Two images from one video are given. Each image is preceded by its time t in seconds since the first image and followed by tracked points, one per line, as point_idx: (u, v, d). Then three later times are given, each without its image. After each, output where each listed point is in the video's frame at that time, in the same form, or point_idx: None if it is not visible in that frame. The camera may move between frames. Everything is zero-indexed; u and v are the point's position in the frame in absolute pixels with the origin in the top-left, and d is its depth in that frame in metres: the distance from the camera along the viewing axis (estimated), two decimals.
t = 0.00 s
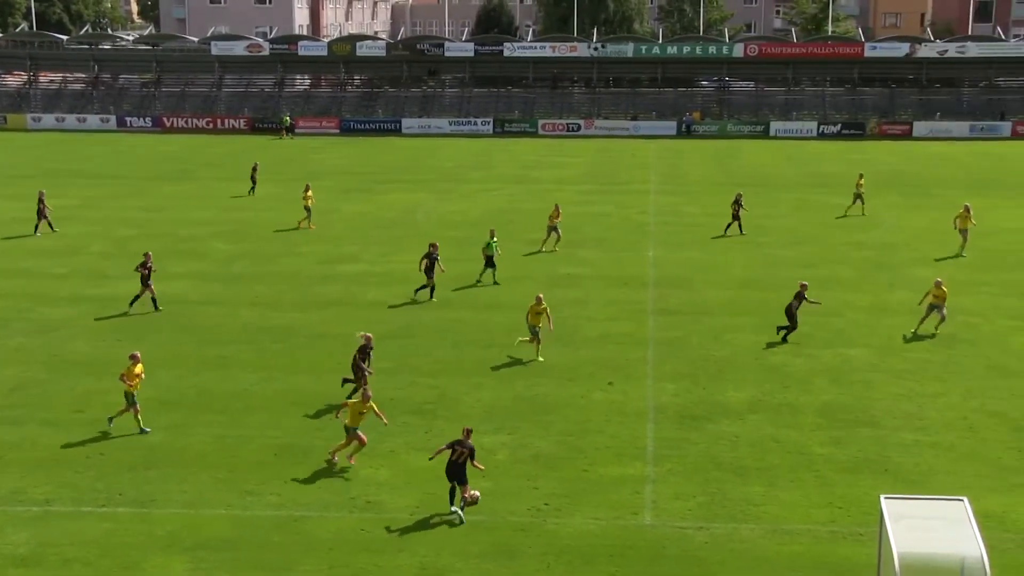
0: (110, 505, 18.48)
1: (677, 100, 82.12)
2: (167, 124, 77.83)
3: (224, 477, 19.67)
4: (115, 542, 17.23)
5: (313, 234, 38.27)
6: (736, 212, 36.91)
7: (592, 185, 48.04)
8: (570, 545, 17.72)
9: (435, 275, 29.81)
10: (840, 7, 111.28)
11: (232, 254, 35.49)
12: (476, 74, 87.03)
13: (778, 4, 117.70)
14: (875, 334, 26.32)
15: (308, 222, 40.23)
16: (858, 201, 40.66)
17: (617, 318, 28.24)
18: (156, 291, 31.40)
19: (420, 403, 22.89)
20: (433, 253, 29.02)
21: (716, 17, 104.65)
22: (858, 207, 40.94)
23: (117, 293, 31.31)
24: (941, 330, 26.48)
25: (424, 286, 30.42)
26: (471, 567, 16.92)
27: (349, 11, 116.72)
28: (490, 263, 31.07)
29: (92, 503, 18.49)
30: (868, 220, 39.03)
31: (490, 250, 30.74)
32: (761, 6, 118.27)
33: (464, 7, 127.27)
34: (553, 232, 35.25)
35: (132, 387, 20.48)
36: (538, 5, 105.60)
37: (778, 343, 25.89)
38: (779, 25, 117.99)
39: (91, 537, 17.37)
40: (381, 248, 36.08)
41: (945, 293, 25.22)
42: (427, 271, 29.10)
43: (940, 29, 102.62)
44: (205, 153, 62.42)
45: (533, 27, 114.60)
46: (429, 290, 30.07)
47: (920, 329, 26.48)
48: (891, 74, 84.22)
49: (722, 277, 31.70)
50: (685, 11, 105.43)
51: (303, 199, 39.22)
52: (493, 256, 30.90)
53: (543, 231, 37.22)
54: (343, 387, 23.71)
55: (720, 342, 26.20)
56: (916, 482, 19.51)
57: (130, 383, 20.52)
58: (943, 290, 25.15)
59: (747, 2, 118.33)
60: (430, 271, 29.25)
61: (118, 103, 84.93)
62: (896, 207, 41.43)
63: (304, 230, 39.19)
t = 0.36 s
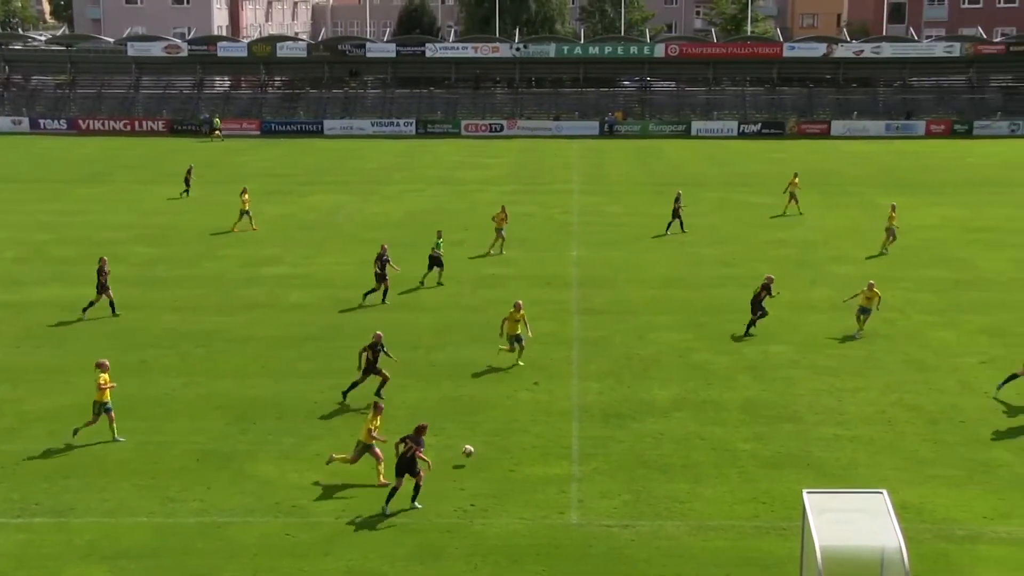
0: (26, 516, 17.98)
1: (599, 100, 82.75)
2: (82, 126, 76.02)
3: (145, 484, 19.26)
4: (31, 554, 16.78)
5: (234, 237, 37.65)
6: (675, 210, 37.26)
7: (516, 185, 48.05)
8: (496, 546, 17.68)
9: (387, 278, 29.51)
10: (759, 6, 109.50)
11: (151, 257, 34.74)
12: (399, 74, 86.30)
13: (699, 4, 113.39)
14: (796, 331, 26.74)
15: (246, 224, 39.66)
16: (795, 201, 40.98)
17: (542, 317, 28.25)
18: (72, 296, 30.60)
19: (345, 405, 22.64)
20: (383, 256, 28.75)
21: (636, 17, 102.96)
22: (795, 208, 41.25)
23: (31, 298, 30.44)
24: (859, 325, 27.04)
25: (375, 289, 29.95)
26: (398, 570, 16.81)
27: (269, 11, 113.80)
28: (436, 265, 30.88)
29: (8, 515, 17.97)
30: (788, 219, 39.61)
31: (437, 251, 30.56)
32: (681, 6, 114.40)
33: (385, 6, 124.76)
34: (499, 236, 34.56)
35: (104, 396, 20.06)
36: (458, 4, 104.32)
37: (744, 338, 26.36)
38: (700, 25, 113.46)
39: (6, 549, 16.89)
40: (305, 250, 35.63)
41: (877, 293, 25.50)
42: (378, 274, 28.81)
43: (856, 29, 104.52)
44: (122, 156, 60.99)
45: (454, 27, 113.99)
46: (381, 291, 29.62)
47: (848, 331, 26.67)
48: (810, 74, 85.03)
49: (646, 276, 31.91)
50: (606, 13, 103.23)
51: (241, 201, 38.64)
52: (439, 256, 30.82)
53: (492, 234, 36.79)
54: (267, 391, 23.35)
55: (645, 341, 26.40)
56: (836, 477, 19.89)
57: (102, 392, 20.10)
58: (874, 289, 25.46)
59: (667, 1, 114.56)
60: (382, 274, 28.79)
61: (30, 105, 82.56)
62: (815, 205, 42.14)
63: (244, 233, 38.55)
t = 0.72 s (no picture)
0: None
1: (513, 100, 82.58)
2: None
3: (56, 492, 19.03)
4: None
5: (149, 241, 37.11)
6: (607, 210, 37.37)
7: (432, 186, 47.97)
8: (413, 547, 17.70)
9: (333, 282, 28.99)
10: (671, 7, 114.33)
11: (62, 262, 34.09)
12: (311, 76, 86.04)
13: (611, 5, 115.11)
14: (712, 329, 26.99)
15: (174, 226, 39.19)
16: (722, 199, 41.33)
17: (461, 316, 28.24)
18: None
19: (260, 409, 22.51)
20: (331, 260, 28.14)
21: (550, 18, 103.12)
22: (722, 206, 41.70)
23: None
24: (772, 321, 27.43)
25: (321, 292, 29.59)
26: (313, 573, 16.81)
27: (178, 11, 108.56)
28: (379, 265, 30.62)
29: None
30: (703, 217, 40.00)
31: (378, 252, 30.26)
32: (594, 7, 115.85)
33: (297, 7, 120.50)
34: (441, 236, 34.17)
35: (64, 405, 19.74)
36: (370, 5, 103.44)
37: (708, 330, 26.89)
38: (612, 26, 114.88)
39: None
40: (221, 252, 35.25)
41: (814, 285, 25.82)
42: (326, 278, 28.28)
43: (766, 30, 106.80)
44: (30, 158, 59.61)
45: (368, 27, 113.39)
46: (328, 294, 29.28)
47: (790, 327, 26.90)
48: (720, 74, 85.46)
49: (563, 275, 32.04)
50: (519, 12, 103.94)
51: (169, 203, 38.23)
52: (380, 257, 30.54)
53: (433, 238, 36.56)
54: (181, 395, 23.13)
55: (562, 339, 26.51)
56: (749, 472, 20.14)
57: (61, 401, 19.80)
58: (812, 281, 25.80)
59: (579, 2, 115.92)
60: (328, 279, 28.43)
61: None
62: (727, 203, 42.60)
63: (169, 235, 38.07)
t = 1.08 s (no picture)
0: None
1: (446, 101, 82.50)
2: None
3: None
4: None
5: (79, 245, 36.50)
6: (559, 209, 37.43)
7: (365, 188, 47.75)
8: (350, 550, 17.61)
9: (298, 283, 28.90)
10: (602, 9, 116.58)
11: None
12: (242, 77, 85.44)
13: (542, 6, 116.88)
14: (647, 328, 27.17)
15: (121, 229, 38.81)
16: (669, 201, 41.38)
17: (397, 318, 28.16)
18: None
19: (193, 414, 22.29)
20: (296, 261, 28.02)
21: (482, 19, 103.53)
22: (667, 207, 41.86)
23: None
24: (706, 320, 27.69)
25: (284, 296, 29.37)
26: None
27: (106, 12, 107.79)
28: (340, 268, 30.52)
29: None
30: (636, 217, 40.27)
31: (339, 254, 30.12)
32: (526, 8, 117.34)
33: (227, 8, 121.83)
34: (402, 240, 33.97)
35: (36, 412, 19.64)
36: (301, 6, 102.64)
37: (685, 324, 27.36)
38: (544, 27, 116.90)
39: None
40: (153, 256, 34.80)
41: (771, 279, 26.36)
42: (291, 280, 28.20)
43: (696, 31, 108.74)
44: None
45: (299, 30, 112.78)
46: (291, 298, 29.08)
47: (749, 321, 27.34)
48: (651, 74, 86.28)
49: (498, 276, 32.08)
50: (451, 14, 104.53)
51: (116, 205, 37.83)
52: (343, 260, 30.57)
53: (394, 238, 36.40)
54: (113, 402, 22.81)
55: (498, 340, 26.54)
56: (684, 470, 20.29)
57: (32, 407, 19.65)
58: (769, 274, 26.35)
59: (512, 3, 117.51)
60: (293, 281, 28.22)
61: None
62: (660, 203, 42.96)
63: (116, 238, 37.73)
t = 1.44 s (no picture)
0: None
1: (389, 102, 82.54)
2: None
3: None
4: None
5: (18, 249, 35.95)
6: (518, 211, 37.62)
7: (308, 190, 47.51)
8: (295, 554, 17.49)
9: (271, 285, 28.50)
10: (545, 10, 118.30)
11: None
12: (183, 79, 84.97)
13: (484, 8, 118.82)
14: (592, 327, 27.27)
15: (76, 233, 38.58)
16: (625, 203, 41.56)
17: (342, 321, 28.05)
18: None
19: (135, 419, 22.09)
20: (269, 263, 27.69)
21: (424, 20, 103.73)
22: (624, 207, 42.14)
23: None
24: (651, 319, 27.86)
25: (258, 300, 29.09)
26: None
27: (41, 13, 106.18)
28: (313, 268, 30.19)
29: None
30: (580, 216, 40.44)
31: (310, 256, 29.72)
32: (468, 9, 119.45)
33: (168, 10, 118.72)
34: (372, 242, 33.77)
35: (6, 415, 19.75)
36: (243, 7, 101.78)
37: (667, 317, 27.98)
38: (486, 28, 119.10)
39: None
40: (93, 260, 34.37)
41: (739, 273, 27.13)
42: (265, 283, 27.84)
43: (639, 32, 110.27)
44: None
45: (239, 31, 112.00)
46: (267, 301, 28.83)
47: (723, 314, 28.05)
48: (595, 75, 87.23)
49: (442, 277, 32.06)
50: (394, 15, 104.47)
51: (69, 208, 37.43)
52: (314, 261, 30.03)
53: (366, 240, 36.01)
54: (53, 408, 22.53)
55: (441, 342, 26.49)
56: (629, 469, 20.36)
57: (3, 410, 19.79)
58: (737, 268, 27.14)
59: (454, 4, 118.94)
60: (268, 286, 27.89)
61: None
62: (604, 203, 43.20)
63: (72, 240, 37.50)
